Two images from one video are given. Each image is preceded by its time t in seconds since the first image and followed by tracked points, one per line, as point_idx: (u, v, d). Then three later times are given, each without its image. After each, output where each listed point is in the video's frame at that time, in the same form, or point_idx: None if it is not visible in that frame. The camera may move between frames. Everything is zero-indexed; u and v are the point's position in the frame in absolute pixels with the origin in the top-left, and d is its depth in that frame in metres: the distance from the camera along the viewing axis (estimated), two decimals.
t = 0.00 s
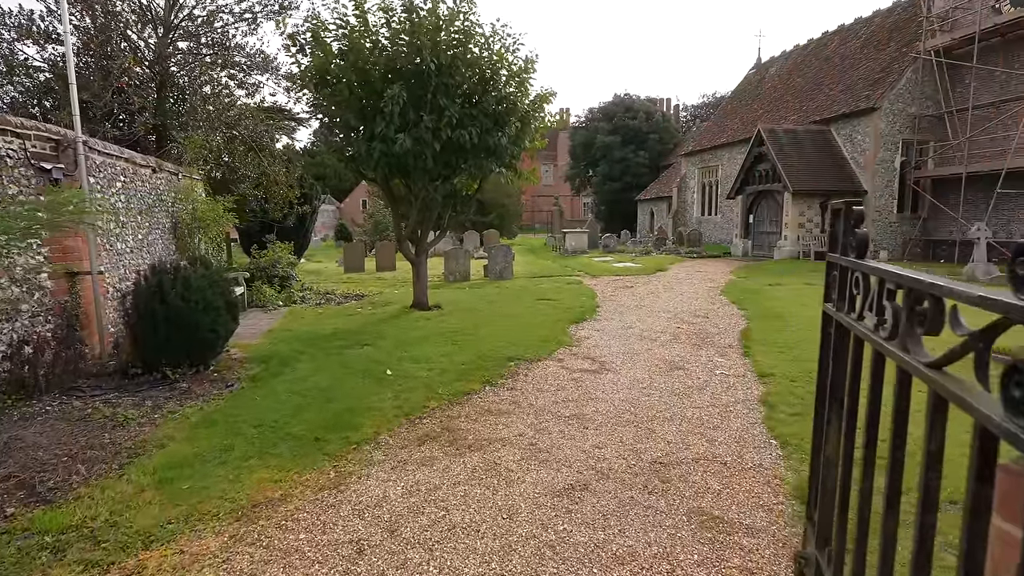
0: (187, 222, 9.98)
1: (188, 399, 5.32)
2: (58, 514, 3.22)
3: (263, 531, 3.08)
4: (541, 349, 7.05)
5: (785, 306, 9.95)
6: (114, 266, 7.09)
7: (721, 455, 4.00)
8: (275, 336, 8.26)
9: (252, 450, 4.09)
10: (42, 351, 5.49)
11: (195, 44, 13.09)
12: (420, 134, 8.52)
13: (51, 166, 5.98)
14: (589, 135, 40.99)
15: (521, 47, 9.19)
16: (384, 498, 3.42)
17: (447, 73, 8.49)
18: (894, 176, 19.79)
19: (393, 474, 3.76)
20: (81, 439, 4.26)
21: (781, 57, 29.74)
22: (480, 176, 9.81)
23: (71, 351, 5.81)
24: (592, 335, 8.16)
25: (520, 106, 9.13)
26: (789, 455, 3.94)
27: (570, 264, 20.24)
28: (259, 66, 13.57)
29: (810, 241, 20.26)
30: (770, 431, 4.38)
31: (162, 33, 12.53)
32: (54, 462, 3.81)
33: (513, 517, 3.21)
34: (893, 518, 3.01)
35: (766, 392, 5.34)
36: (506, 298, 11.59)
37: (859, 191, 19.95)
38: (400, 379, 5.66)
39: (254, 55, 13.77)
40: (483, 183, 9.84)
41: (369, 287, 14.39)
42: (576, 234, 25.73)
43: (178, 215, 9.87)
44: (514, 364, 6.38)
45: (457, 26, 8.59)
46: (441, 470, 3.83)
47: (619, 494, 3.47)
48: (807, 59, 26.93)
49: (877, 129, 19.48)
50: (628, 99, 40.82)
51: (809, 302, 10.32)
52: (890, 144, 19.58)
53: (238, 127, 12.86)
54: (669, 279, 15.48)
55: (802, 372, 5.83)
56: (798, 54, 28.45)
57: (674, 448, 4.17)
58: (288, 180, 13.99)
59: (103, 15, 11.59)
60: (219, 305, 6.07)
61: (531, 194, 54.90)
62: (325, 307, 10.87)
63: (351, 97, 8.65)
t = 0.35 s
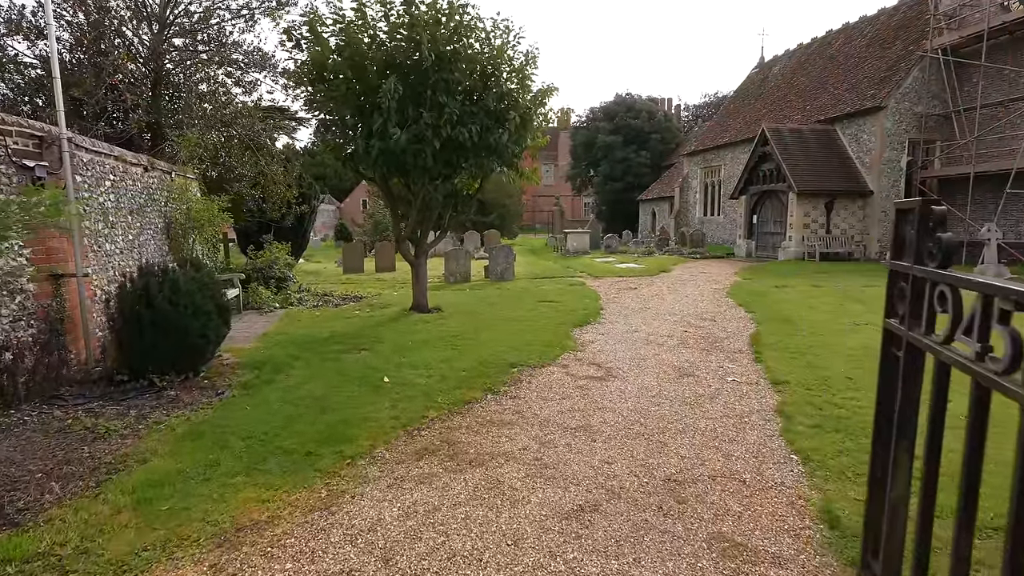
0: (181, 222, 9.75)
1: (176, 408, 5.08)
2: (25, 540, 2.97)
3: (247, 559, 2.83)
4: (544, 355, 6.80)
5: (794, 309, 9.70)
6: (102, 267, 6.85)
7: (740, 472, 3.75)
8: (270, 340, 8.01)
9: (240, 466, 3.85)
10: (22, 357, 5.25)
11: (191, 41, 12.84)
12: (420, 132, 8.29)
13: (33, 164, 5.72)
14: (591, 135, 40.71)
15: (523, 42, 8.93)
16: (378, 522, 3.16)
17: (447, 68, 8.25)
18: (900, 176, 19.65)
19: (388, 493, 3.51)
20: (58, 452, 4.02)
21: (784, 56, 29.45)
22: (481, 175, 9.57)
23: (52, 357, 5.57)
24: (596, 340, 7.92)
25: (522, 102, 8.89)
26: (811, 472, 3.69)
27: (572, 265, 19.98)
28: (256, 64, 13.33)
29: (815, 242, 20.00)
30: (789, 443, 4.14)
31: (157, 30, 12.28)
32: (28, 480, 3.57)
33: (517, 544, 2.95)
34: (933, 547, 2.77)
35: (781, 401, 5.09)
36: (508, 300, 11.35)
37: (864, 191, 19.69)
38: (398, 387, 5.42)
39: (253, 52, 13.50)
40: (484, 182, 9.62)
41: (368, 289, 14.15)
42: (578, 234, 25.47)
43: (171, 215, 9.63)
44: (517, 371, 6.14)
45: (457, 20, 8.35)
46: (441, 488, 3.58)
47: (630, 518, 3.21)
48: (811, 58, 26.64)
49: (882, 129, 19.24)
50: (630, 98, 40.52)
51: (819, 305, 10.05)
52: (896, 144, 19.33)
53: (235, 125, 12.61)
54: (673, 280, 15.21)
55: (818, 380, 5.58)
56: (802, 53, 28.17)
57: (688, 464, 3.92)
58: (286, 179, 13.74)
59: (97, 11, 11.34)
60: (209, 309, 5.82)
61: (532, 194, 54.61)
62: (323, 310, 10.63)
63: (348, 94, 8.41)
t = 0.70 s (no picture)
0: (177, 222, 9.55)
1: (165, 418, 4.86)
2: None
3: None
4: (549, 361, 6.58)
5: (803, 312, 9.47)
6: (93, 268, 6.65)
7: (762, 491, 3.51)
8: (267, 343, 7.80)
9: (231, 482, 3.63)
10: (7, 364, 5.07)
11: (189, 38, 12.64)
12: (421, 130, 8.06)
13: (21, 162, 5.50)
14: (593, 135, 40.50)
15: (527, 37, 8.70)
16: (375, 548, 2.94)
17: (449, 65, 8.02)
18: (907, 175, 19.26)
19: (388, 513, 3.29)
20: (38, 468, 3.80)
21: (789, 55, 29.19)
22: (484, 175, 9.35)
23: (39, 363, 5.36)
24: (602, 344, 7.69)
25: (525, 99, 8.67)
26: (839, 491, 3.45)
27: (575, 266, 19.76)
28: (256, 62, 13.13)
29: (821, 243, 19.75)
30: (812, 458, 3.91)
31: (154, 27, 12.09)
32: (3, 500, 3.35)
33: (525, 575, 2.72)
34: None
35: (800, 411, 4.86)
36: (511, 303, 11.12)
37: (871, 191, 19.43)
38: (399, 394, 5.21)
39: (251, 49, 13.30)
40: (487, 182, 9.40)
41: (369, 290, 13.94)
42: (581, 235, 25.25)
43: (167, 215, 9.41)
44: (522, 378, 5.91)
45: (459, 15, 8.12)
46: (443, 509, 3.34)
47: (646, 544, 2.98)
48: (816, 58, 26.38)
49: (889, 129, 18.97)
50: (632, 98, 40.29)
51: (829, 307, 9.81)
52: (903, 144, 19.06)
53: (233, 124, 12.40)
54: (678, 282, 14.98)
55: (836, 388, 5.35)
56: (807, 53, 27.92)
57: (705, 480, 3.69)
58: (285, 179, 13.53)
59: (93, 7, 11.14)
60: (202, 313, 5.61)
61: (534, 194, 54.40)
62: (322, 312, 10.40)
63: (347, 92, 8.19)
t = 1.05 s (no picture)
0: (177, 222, 9.37)
1: (159, 426, 4.66)
2: None
3: None
4: (558, 366, 6.35)
5: (819, 315, 9.21)
6: (89, 269, 6.48)
7: (790, 511, 3.27)
8: (268, 345, 7.61)
9: (224, 497, 3.43)
10: None
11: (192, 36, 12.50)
12: (425, 127, 7.86)
13: (12, 159, 5.31)
14: (599, 134, 40.23)
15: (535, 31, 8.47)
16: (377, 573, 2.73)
17: (454, 59, 7.80)
18: (920, 176, 18.86)
19: (390, 534, 3.07)
20: (22, 481, 3.61)
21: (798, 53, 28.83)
22: (490, 174, 9.13)
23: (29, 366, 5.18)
24: (612, 348, 7.46)
25: (533, 96, 8.44)
26: (873, 511, 3.20)
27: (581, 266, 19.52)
28: (259, 59, 12.96)
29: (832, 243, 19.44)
30: (842, 474, 3.66)
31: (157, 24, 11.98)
32: None
33: None
34: None
35: (823, 422, 4.61)
36: (517, 304, 10.89)
37: (883, 191, 19.10)
38: (403, 402, 4.99)
39: (254, 47, 13.15)
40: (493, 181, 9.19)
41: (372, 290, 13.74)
42: (587, 235, 25.01)
43: (167, 214, 9.24)
44: (530, 384, 5.70)
45: (465, 9, 7.90)
46: (448, 529, 3.12)
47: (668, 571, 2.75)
48: (826, 56, 26.03)
49: (901, 127, 18.61)
50: (638, 97, 40.00)
51: (845, 310, 9.53)
52: (915, 143, 18.68)
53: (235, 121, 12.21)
54: (687, 283, 14.71)
55: (860, 397, 5.09)
56: (816, 50, 27.56)
57: (728, 499, 3.44)
58: (289, 178, 13.35)
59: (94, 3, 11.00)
60: (198, 316, 5.39)
61: (539, 193, 54.18)
62: (324, 313, 10.20)
63: (350, 87, 7.98)
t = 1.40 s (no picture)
0: (181, 221, 9.17)
1: (153, 437, 4.43)
2: None
3: None
4: (573, 373, 6.06)
5: (843, 319, 8.86)
6: (89, 270, 6.26)
7: (835, 541, 2.97)
8: (272, 349, 7.38)
9: (217, 518, 3.18)
10: None
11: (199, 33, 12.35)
12: (435, 123, 7.61)
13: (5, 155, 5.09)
14: (609, 133, 39.83)
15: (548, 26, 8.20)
16: None
17: (464, 54, 7.54)
18: (941, 173, 18.43)
19: (395, 565, 2.82)
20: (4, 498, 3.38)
21: (813, 50, 28.33)
22: (501, 172, 8.86)
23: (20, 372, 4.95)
24: (627, 353, 7.16)
25: (546, 92, 8.17)
26: (928, 543, 2.90)
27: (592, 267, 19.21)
28: (267, 56, 12.88)
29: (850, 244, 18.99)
30: (888, 498, 3.35)
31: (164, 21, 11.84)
32: None
33: None
34: None
35: (861, 437, 4.29)
36: (528, 306, 10.61)
37: (903, 190, 18.61)
38: (411, 411, 4.73)
39: (263, 44, 13.03)
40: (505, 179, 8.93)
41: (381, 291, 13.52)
42: (597, 235, 24.67)
43: (171, 214, 9.05)
44: (544, 392, 5.42)
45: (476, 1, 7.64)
46: (458, 560, 2.85)
47: None
48: (842, 52, 25.48)
49: (922, 124, 18.13)
50: (649, 95, 39.56)
51: (869, 314, 9.17)
52: (937, 140, 18.17)
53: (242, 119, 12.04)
54: (701, 285, 14.36)
55: (898, 409, 4.77)
56: (832, 47, 27.04)
57: (766, 525, 3.14)
58: (297, 177, 13.15)
59: None
60: (197, 320, 5.14)
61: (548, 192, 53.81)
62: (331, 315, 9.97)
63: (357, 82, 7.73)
